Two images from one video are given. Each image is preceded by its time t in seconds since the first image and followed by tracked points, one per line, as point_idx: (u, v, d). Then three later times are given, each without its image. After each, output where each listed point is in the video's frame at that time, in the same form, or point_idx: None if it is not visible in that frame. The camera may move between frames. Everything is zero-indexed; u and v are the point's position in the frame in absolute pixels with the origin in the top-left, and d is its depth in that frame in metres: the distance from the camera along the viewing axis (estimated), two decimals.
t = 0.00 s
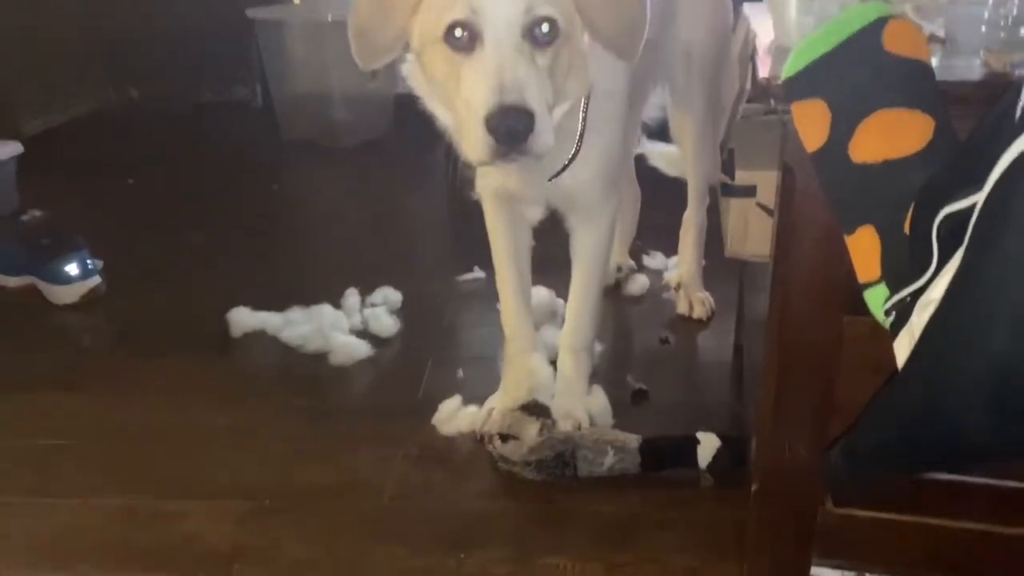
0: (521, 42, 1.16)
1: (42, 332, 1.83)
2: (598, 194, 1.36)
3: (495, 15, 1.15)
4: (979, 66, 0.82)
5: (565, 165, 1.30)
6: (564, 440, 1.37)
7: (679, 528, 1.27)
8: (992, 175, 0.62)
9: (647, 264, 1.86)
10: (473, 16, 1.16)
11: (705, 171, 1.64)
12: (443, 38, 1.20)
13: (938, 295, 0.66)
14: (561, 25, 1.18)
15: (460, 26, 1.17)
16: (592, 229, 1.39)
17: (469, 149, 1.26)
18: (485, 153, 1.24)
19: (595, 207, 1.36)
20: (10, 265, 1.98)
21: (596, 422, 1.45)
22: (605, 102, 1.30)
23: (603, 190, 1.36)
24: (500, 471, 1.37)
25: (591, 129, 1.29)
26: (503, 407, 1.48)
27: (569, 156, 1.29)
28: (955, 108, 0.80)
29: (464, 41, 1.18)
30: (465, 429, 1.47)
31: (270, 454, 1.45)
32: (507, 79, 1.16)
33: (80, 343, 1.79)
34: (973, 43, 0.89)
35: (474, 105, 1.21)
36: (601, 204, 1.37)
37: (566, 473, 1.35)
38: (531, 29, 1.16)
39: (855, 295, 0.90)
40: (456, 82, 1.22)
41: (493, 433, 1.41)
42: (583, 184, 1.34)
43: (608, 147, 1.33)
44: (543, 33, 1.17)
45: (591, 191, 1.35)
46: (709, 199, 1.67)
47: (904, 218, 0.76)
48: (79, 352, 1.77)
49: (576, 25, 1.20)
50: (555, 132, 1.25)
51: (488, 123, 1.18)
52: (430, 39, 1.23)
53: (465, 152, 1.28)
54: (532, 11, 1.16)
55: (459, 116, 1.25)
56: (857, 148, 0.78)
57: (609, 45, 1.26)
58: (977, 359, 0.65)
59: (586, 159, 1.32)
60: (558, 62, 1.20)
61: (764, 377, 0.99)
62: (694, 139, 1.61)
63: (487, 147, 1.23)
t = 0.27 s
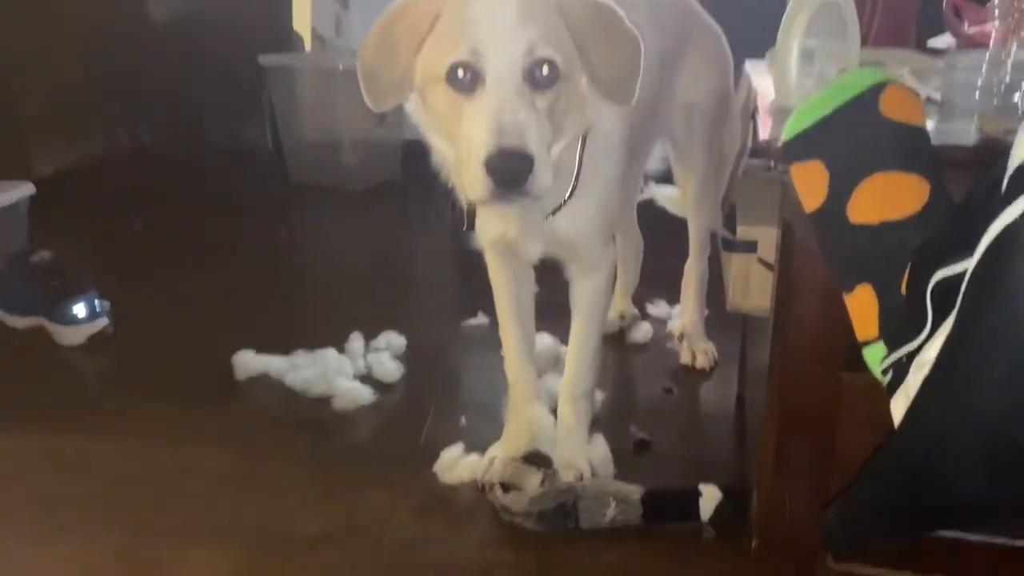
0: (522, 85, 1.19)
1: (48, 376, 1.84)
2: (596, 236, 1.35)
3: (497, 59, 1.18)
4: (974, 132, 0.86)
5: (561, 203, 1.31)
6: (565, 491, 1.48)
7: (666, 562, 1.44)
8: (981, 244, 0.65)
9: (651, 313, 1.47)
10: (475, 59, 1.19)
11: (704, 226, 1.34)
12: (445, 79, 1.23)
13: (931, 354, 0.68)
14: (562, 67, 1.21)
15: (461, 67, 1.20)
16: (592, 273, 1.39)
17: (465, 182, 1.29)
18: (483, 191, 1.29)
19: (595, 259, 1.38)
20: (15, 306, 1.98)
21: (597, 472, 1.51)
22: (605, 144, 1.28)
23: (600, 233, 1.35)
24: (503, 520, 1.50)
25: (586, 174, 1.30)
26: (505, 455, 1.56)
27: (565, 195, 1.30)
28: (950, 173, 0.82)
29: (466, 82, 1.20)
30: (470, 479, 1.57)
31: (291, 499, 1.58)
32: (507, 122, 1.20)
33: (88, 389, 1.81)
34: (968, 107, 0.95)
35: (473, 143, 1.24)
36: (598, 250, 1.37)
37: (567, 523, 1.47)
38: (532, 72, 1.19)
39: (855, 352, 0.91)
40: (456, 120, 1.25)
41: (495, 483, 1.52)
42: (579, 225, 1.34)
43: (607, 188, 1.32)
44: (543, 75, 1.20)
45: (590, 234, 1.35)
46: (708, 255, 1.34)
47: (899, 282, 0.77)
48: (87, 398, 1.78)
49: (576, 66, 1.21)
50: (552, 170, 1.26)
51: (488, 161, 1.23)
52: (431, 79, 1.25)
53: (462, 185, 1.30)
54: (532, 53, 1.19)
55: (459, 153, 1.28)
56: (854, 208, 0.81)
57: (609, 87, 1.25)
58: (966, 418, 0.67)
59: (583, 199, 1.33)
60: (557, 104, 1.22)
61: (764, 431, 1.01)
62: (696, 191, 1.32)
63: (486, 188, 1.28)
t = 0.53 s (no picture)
0: (523, 124, 1.18)
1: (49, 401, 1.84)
2: (595, 269, 1.37)
3: (500, 98, 1.18)
4: (971, 169, 0.87)
5: (563, 237, 1.31)
6: (566, 524, 1.36)
7: None
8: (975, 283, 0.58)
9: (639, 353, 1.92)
10: (477, 99, 1.19)
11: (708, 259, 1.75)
12: (447, 119, 1.23)
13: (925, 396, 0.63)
14: (562, 106, 1.21)
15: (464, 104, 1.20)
16: (591, 307, 1.40)
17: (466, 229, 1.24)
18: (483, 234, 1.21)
19: (595, 294, 1.39)
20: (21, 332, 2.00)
21: (598, 506, 1.43)
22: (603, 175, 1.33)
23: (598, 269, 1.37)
24: (501, 555, 1.36)
25: (585, 209, 1.32)
26: (504, 489, 1.47)
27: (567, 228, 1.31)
28: (948, 211, 0.82)
29: (468, 122, 1.20)
30: (468, 510, 1.46)
31: (271, 531, 1.44)
32: (510, 165, 1.16)
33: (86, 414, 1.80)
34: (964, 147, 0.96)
35: (474, 183, 1.20)
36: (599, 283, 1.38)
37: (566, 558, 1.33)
38: (534, 112, 1.19)
39: (854, 389, 0.91)
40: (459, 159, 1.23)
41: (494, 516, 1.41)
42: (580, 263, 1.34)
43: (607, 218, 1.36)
44: (544, 114, 1.20)
45: (590, 268, 1.36)
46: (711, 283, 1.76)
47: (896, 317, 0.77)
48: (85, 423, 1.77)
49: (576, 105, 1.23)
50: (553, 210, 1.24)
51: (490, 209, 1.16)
52: (435, 118, 1.24)
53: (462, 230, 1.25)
54: (534, 92, 1.19)
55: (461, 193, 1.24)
56: (852, 244, 0.79)
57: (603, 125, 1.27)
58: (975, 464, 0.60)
59: (584, 234, 1.33)
60: (559, 143, 1.22)
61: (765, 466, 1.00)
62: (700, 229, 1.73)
63: (486, 232, 1.20)
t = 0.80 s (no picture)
0: (492, 169, 1.17)
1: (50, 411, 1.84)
2: (595, 294, 1.37)
3: (468, 144, 1.17)
4: (971, 181, 0.87)
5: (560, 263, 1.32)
6: (566, 535, 1.35)
7: None
8: (976, 293, 0.58)
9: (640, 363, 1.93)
10: (448, 149, 1.19)
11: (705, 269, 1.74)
12: (430, 164, 1.24)
13: (927, 406, 0.63)
14: (535, 147, 1.18)
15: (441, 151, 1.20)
16: (591, 329, 1.39)
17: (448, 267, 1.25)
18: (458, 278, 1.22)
19: (597, 310, 1.39)
20: (23, 342, 2.00)
21: (598, 518, 1.43)
22: (604, 197, 1.33)
23: (600, 293, 1.37)
24: (501, 566, 1.35)
25: (593, 227, 1.32)
26: (504, 500, 1.46)
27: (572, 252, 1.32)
28: (948, 222, 0.82)
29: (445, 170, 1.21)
30: (468, 522, 1.46)
31: (270, 543, 1.43)
32: (471, 216, 1.16)
33: (86, 424, 1.80)
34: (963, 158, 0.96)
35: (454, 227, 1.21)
36: (602, 302, 1.38)
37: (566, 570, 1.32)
38: (504, 155, 1.17)
39: (855, 401, 0.91)
40: (443, 199, 1.24)
41: (495, 527, 1.40)
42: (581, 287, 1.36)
43: (609, 241, 1.35)
44: (516, 158, 1.18)
45: (591, 293, 1.37)
46: (709, 293, 1.75)
47: (899, 326, 0.76)
48: (84, 433, 1.76)
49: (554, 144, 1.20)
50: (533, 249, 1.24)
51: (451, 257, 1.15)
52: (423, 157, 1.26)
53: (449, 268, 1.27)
54: (505, 136, 1.17)
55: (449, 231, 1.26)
56: (853, 256, 0.79)
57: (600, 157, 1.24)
58: (973, 475, 0.59)
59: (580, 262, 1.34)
60: (536, 183, 1.20)
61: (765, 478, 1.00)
62: (698, 239, 1.71)
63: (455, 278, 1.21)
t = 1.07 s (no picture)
0: (470, 158, 1.17)
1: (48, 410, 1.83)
2: (589, 290, 1.36)
3: (448, 127, 1.17)
4: (970, 178, 0.87)
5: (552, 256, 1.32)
6: (565, 533, 1.35)
7: None
8: (976, 288, 0.58)
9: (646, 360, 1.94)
10: (428, 135, 1.19)
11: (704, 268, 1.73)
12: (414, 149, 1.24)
13: (926, 401, 0.62)
14: (515, 137, 1.18)
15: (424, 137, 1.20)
16: (593, 324, 1.39)
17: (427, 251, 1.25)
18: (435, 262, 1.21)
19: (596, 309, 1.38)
20: (21, 341, 2.00)
21: (596, 516, 1.43)
22: (601, 192, 1.33)
23: (596, 289, 1.37)
24: (500, 565, 1.35)
25: (589, 222, 1.32)
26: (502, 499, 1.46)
27: (567, 244, 1.32)
28: (947, 219, 0.82)
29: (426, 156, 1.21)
30: (467, 520, 1.46)
31: (269, 542, 1.42)
32: (445, 202, 1.15)
33: (84, 423, 1.79)
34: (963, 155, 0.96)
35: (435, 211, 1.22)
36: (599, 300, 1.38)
37: (565, 568, 1.32)
38: (483, 142, 1.17)
39: (854, 399, 0.91)
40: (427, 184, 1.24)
41: (493, 525, 1.39)
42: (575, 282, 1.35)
43: (606, 238, 1.35)
44: (496, 147, 1.17)
45: (587, 289, 1.36)
46: (708, 291, 1.74)
47: (897, 325, 0.76)
48: (82, 432, 1.76)
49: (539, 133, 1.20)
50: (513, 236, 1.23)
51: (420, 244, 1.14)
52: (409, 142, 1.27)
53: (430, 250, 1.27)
54: (483, 125, 1.16)
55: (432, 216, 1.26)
56: (852, 254, 0.79)
57: (596, 149, 1.24)
58: (970, 473, 0.59)
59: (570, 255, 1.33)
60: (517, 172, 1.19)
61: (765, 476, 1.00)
62: (697, 237, 1.71)
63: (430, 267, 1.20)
